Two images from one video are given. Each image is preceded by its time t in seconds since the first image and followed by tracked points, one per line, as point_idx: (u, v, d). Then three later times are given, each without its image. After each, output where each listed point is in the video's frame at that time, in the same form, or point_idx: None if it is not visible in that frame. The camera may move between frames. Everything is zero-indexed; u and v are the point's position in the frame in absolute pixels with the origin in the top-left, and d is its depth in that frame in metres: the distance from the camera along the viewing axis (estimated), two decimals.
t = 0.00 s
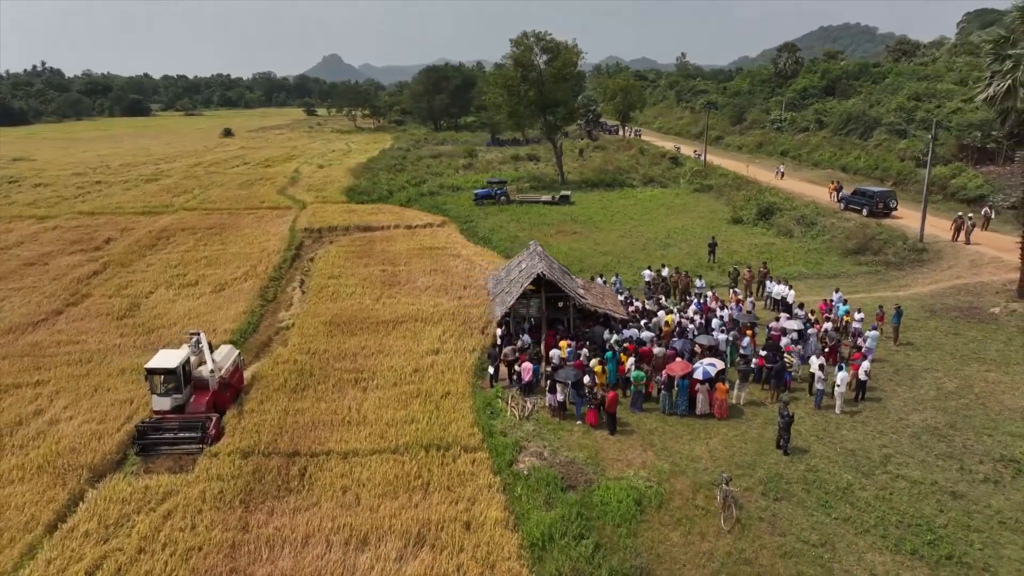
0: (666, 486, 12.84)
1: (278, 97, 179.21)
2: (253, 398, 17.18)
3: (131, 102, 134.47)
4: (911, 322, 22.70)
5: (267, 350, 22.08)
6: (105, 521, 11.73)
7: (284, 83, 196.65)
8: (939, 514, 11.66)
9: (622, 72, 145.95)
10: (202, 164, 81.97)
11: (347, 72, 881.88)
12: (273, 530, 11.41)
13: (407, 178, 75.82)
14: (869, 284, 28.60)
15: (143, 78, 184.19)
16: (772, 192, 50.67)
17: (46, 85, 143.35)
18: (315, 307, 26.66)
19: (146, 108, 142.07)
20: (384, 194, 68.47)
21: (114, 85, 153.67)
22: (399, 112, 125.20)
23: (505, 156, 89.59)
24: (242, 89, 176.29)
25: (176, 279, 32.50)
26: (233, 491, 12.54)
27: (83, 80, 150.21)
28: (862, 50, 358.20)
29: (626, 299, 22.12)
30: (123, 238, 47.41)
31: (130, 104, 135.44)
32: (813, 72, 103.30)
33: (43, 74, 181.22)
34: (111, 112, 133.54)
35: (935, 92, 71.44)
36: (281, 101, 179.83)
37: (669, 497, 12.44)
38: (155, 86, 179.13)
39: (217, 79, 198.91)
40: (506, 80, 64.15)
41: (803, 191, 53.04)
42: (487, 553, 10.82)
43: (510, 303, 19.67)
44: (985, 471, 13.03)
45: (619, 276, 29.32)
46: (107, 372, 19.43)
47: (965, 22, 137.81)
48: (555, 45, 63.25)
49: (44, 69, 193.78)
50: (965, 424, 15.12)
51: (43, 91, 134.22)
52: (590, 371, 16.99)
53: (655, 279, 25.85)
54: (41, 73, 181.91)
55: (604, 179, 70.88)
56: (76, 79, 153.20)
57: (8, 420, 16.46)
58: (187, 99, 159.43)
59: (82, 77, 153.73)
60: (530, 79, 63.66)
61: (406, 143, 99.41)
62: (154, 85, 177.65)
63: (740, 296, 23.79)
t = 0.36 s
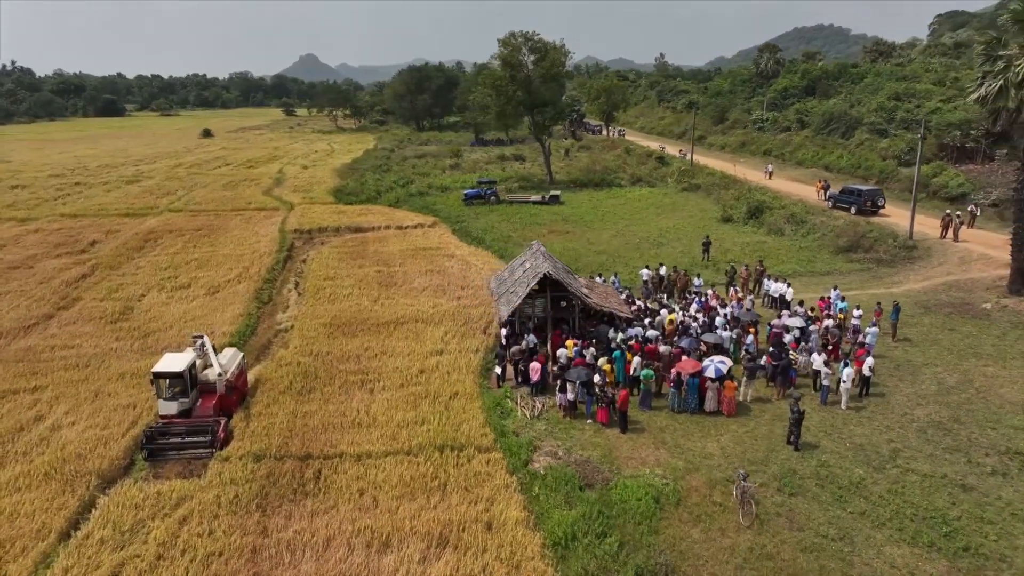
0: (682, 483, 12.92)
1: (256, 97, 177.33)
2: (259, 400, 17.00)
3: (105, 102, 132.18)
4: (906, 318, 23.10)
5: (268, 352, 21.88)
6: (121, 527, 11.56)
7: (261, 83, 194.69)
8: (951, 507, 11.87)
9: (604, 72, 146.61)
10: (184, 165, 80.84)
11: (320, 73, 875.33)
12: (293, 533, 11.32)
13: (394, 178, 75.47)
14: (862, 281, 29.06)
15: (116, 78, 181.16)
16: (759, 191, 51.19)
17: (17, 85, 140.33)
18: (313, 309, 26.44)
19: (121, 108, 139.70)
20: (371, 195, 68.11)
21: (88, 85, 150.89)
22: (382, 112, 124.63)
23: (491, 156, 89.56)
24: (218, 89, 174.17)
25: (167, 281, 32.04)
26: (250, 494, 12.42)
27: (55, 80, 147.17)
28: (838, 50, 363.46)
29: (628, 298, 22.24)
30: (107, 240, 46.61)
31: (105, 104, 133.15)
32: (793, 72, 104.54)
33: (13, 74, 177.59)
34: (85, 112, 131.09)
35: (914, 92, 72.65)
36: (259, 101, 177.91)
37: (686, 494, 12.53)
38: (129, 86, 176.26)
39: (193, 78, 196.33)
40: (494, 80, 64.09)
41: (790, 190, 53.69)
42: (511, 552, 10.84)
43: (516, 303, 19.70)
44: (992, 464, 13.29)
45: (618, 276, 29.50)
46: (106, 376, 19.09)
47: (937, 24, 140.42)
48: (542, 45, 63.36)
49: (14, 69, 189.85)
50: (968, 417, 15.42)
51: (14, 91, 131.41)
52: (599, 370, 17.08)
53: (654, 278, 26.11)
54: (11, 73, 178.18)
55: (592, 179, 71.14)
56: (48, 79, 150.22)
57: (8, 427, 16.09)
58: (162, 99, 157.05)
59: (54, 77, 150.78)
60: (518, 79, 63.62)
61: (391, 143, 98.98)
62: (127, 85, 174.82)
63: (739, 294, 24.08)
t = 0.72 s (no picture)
0: (690, 480, 13.03)
1: (227, 97, 174.78)
2: (259, 404, 16.79)
3: (72, 102, 129.32)
4: (894, 314, 23.59)
5: (263, 356, 21.62)
6: (128, 536, 11.36)
7: (232, 83, 192.04)
8: (954, 498, 12.12)
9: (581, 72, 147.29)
10: (159, 166, 79.40)
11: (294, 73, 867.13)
12: (306, 538, 11.21)
13: (376, 179, 75.01)
14: (848, 278, 29.61)
15: (82, 78, 177.32)
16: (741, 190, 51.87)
17: None
18: (304, 311, 26.18)
19: (88, 108, 136.66)
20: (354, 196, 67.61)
21: (52, 85, 147.56)
22: (360, 112, 123.83)
23: (472, 156, 89.46)
24: (188, 89, 171.30)
25: (151, 285, 31.44)
26: (258, 499, 12.26)
27: (18, 79, 143.47)
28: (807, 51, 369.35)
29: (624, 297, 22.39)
30: (84, 243, 45.62)
31: (72, 104, 130.18)
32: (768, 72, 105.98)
33: None
34: (50, 112, 128.01)
35: (887, 92, 74.09)
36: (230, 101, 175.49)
37: (695, 491, 12.64)
38: (95, 85, 172.50)
39: (161, 78, 192.74)
40: (477, 80, 63.97)
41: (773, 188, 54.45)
42: (527, 551, 10.84)
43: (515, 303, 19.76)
44: (989, 455, 13.61)
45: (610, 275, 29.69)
46: (97, 382, 18.67)
47: (903, 26, 143.65)
48: (525, 46, 63.43)
49: None
50: (962, 410, 15.78)
51: None
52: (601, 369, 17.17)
53: (647, 276, 26.37)
54: None
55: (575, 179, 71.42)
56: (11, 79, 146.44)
57: None
58: (131, 99, 153.95)
59: (18, 76, 147.03)
60: (501, 79, 63.53)
61: (371, 143, 98.38)
62: (93, 85, 171.09)
63: (732, 292, 24.39)
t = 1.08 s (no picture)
0: (698, 476, 13.16)
1: (193, 97, 171.63)
2: (257, 408, 16.56)
3: (34, 102, 125.68)
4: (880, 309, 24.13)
5: (256, 359, 21.32)
6: (135, 545, 11.15)
7: (198, 82, 188.58)
8: (954, 489, 12.40)
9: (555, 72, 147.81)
10: (129, 167, 77.63)
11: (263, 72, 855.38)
12: (318, 543, 11.08)
13: (355, 179, 74.38)
14: (833, 275, 30.24)
15: (42, 78, 172.56)
16: (721, 188, 52.54)
17: None
18: (294, 314, 25.87)
19: (50, 109, 132.98)
20: (332, 196, 66.94)
21: (11, 85, 143.31)
22: (334, 112, 122.63)
23: (450, 156, 89.19)
24: (153, 89, 167.65)
25: (132, 289, 30.77)
26: (266, 505, 12.10)
27: None
28: (774, 52, 375.16)
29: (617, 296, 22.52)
30: (57, 247, 44.46)
31: (34, 105, 126.51)
32: (741, 72, 107.45)
33: None
34: (9, 113, 124.25)
35: (857, 92, 75.67)
36: (197, 101, 172.40)
37: (703, 487, 12.77)
38: (55, 85, 167.86)
39: (125, 78, 188.43)
40: (456, 80, 63.74)
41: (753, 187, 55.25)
42: (542, 551, 10.84)
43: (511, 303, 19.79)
44: (983, 446, 13.99)
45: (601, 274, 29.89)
46: (87, 389, 18.22)
47: (866, 28, 146.93)
48: (504, 46, 63.37)
49: None
50: (954, 402, 16.19)
51: None
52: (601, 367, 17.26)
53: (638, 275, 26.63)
54: None
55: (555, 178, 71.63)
56: None
57: None
58: (93, 99, 150.16)
59: None
60: (480, 79, 63.36)
61: (347, 143, 97.53)
62: (53, 85, 166.44)
63: (722, 290, 24.75)
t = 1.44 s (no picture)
0: (705, 472, 13.32)
1: (158, 98, 168.03)
2: (256, 413, 16.33)
3: None
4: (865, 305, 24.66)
5: (249, 363, 21.00)
6: (145, 556, 10.93)
7: (163, 82, 184.64)
8: (953, 480, 12.74)
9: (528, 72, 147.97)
10: (98, 169, 75.77)
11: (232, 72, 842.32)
12: (332, 548, 10.97)
13: (333, 180, 73.61)
14: (816, 272, 30.81)
15: None
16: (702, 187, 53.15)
17: None
18: (283, 317, 25.54)
19: (10, 110, 129.02)
20: (311, 198, 66.18)
21: None
22: (308, 113, 121.22)
23: (428, 156, 88.79)
24: (116, 89, 163.55)
25: (112, 294, 30.06)
26: (276, 511, 11.95)
27: None
28: (741, 52, 380.06)
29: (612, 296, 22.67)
30: (28, 252, 43.20)
31: None
32: (713, 72, 108.72)
33: None
34: None
35: (828, 92, 77.11)
36: (163, 101, 168.81)
37: (711, 482, 12.93)
38: (11, 85, 163.00)
39: (87, 78, 183.56)
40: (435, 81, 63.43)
41: (732, 186, 55.99)
42: (559, 551, 10.87)
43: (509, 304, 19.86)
44: (978, 438, 14.38)
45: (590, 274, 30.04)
46: (76, 397, 17.78)
47: (830, 29, 149.96)
48: (483, 46, 63.23)
49: None
50: (945, 395, 16.63)
51: None
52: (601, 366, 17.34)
53: (629, 274, 26.85)
54: None
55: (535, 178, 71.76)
56: None
57: None
58: (54, 99, 145.86)
59: None
60: (460, 79, 63.12)
61: (323, 144, 96.47)
62: (11, 85, 161.34)
63: (712, 288, 25.07)
